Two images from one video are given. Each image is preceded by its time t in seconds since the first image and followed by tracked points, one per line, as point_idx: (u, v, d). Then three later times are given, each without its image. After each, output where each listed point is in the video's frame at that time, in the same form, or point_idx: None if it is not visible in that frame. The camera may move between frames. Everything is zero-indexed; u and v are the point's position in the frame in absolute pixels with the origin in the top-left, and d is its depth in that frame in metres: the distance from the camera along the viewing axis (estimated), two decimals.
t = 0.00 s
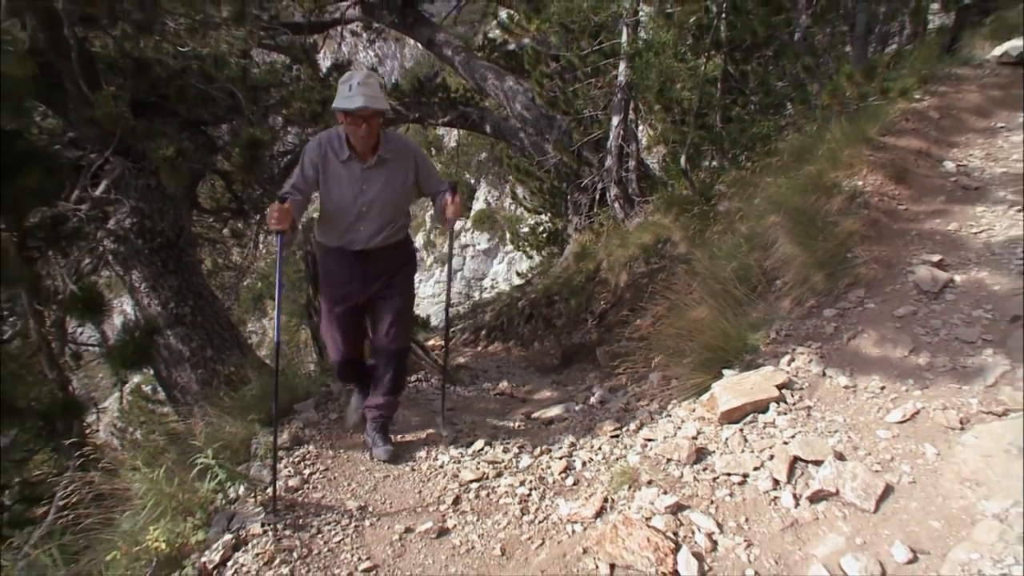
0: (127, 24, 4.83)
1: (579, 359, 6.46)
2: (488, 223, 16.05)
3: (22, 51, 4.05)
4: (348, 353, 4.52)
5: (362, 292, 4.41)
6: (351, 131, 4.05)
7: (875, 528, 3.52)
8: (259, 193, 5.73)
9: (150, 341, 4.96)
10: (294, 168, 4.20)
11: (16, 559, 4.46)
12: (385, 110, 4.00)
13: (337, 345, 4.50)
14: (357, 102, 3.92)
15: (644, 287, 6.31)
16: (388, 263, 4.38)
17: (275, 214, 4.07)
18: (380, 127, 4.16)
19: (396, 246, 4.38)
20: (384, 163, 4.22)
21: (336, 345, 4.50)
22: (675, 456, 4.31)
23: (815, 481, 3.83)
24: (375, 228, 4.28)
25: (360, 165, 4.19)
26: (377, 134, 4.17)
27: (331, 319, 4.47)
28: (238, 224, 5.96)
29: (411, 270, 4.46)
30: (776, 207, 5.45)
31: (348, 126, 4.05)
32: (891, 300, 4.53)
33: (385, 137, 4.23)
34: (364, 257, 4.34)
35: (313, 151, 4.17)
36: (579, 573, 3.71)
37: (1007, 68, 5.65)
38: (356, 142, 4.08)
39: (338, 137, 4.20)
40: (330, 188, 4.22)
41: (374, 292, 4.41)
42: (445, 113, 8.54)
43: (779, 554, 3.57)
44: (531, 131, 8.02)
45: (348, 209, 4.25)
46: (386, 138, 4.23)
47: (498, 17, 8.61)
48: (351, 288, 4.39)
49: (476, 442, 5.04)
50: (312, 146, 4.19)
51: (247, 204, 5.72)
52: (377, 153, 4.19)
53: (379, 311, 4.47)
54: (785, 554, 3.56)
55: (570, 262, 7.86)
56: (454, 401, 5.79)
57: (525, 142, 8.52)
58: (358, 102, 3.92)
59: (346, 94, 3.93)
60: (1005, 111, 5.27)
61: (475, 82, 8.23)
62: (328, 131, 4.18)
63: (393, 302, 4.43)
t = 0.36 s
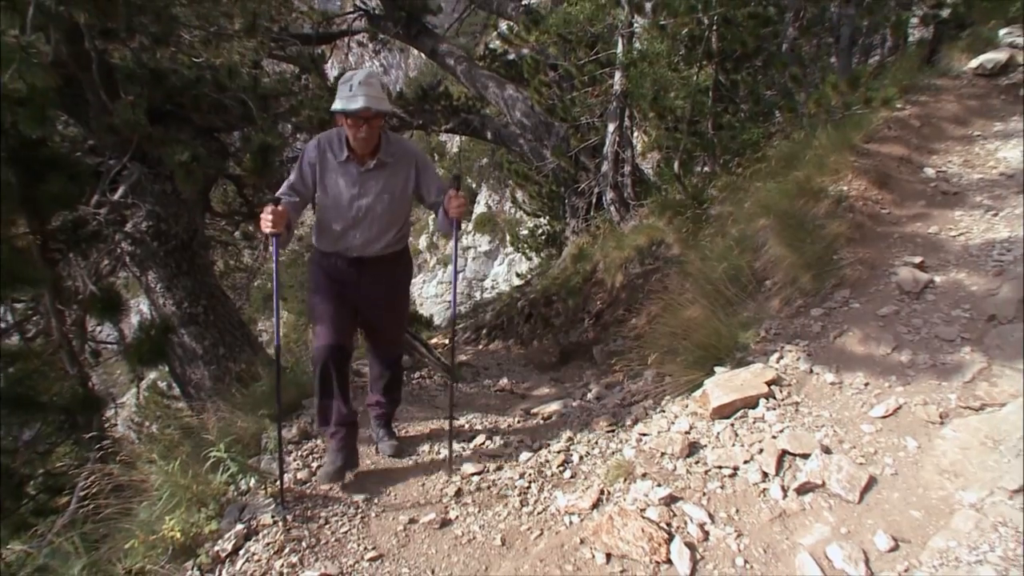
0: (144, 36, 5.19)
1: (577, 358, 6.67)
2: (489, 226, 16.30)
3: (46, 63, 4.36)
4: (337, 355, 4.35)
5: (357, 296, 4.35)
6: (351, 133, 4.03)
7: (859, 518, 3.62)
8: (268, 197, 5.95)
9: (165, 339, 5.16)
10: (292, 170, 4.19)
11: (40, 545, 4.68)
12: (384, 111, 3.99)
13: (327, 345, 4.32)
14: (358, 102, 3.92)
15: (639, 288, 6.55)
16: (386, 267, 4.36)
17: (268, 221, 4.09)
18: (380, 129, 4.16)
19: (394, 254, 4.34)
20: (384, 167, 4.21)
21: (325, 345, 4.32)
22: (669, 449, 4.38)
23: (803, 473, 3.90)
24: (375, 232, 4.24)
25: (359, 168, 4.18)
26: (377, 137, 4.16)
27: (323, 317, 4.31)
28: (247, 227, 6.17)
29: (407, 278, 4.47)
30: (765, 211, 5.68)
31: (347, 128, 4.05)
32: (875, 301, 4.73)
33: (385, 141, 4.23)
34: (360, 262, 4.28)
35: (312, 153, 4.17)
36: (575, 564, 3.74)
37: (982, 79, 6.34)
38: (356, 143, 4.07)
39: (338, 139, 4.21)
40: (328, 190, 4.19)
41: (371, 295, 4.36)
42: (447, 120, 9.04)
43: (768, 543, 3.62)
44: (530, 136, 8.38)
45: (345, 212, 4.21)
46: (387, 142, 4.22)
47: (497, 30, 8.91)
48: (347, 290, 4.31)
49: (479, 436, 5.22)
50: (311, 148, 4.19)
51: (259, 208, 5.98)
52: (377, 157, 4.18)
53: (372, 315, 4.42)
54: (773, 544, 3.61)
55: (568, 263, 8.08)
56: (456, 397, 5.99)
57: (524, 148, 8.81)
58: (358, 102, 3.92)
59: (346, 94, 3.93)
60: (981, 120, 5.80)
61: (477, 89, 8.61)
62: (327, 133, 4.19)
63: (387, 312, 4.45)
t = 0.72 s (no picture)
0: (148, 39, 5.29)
1: (577, 357, 6.72)
2: (490, 226, 16.37)
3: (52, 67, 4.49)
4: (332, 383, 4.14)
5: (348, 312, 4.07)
6: (323, 131, 3.63)
7: (855, 515, 3.66)
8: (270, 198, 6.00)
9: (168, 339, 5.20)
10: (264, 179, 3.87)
11: (46, 542, 4.72)
12: (359, 104, 3.56)
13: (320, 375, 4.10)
14: (328, 95, 3.50)
15: (637, 288, 6.62)
16: (373, 280, 4.03)
17: (262, 230, 3.86)
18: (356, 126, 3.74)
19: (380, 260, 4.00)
20: (363, 167, 3.79)
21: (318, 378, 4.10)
22: (668, 448, 4.40)
23: (799, 471, 3.94)
24: (358, 244, 3.88)
25: (336, 169, 3.78)
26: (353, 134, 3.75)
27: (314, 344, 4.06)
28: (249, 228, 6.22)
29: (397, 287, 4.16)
30: (762, 212, 5.73)
31: (317, 126, 3.63)
32: (871, 301, 4.77)
33: (363, 138, 3.81)
34: (344, 275, 3.96)
35: (282, 157, 3.81)
36: (574, 560, 3.79)
37: (976, 82, 6.54)
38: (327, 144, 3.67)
39: (312, 139, 3.82)
40: (303, 199, 3.84)
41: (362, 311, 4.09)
42: (448, 122, 9.16)
43: (765, 541, 3.67)
44: (531, 138, 8.40)
45: (324, 218, 3.83)
46: (365, 140, 3.81)
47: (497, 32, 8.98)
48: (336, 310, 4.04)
49: (479, 436, 5.26)
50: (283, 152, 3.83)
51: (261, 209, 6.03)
52: (354, 156, 3.77)
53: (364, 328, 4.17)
54: (770, 541, 3.65)
55: (567, 264, 8.14)
56: (457, 397, 6.03)
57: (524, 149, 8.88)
58: (328, 96, 3.49)
59: (314, 88, 3.51)
60: (974, 123, 6.00)
61: (477, 91, 8.67)
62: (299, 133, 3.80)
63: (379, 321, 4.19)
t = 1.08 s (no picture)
0: (149, 39, 5.30)
1: (576, 357, 6.72)
2: (490, 226, 16.39)
3: (52, 67, 4.49)
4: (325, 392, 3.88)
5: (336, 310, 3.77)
6: (311, 108, 3.36)
7: (856, 515, 3.66)
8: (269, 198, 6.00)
9: (167, 339, 5.19)
10: (239, 162, 3.52)
11: (46, 542, 4.73)
12: (353, 77, 3.33)
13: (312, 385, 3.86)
14: (323, 67, 3.23)
15: (637, 288, 6.64)
16: (361, 272, 3.74)
17: (251, 193, 3.30)
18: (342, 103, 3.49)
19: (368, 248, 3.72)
20: (350, 148, 3.55)
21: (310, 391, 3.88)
22: (668, 448, 4.40)
23: (799, 471, 3.94)
24: (346, 233, 3.61)
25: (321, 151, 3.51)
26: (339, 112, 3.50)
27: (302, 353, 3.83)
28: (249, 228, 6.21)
29: (388, 276, 3.82)
30: (762, 212, 5.74)
31: (305, 102, 3.36)
32: (871, 301, 4.77)
33: (348, 117, 3.56)
34: (331, 268, 3.68)
35: (258, 140, 3.48)
36: (574, 561, 3.79)
37: (976, 82, 6.54)
38: (316, 122, 3.40)
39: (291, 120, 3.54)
40: (285, 184, 3.53)
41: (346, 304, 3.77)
42: (448, 122, 9.16)
43: (765, 540, 3.67)
44: (531, 138, 8.43)
45: (310, 207, 3.56)
46: (351, 119, 3.57)
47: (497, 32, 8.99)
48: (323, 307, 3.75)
49: (478, 437, 5.24)
50: (256, 133, 3.49)
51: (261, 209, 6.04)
52: (341, 137, 3.52)
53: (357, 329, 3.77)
54: (770, 541, 3.65)
55: (567, 263, 8.14)
56: (456, 397, 6.02)
57: (524, 149, 8.90)
58: (321, 68, 3.23)
59: (303, 60, 3.25)
60: (974, 123, 6.00)
61: (477, 91, 8.67)
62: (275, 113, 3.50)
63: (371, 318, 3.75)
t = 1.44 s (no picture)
0: (149, 40, 5.31)
1: (576, 357, 6.72)
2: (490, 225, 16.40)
3: (52, 67, 4.49)
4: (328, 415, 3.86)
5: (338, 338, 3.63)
6: (330, 115, 3.15)
7: (856, 515, 3.66)
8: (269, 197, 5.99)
9: (168, 339, 5.19)
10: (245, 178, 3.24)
11: (45, 542, 4.73)
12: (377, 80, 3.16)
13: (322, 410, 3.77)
14: (349, 69, 3.03)
15: (637, 288, 6.64)
16: (364, 296, 3.63)
17: (282, 216, 2.86)
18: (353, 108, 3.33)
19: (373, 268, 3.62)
20: (361, 157, 3.41)
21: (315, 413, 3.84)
22: (668, 448, 4.39)
23: (799, 471, 3.94)
24: (354, 254, 3.49)
25: (332, 161, 3.35)
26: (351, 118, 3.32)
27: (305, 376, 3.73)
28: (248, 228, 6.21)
29: (389, 300, 3.73)
30: (762, 212, 5.74)
31: (322, 104, 3.12)
32: (871, 301, 4.77)
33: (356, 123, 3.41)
34: (336, 291, 3.53)
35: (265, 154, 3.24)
36: (574, 560, 3.78)
37: (976, 82, 6.55)
38: (334, 127, 3.18)
39: (296, 129, 3.31)
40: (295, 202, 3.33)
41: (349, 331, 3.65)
42: (448, 122, 9.16)
43: (766, 541, 3.67)
44: (531, 138, 8.44)
45: (320, 223, 3.39)
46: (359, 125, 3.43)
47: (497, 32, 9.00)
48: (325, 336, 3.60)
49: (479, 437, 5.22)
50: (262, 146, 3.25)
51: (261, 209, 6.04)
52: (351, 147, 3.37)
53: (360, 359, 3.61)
54: (771, 542, 3.65)
55: (567, 263, 8.15)
56: (455, 398, 6.01)
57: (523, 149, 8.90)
58: (348, 71, 3.03)
59: (326, 56, 3.03)
60: (974, 123, 6.00)
61: (477, 91, 8.67)
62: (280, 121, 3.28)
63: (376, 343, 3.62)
